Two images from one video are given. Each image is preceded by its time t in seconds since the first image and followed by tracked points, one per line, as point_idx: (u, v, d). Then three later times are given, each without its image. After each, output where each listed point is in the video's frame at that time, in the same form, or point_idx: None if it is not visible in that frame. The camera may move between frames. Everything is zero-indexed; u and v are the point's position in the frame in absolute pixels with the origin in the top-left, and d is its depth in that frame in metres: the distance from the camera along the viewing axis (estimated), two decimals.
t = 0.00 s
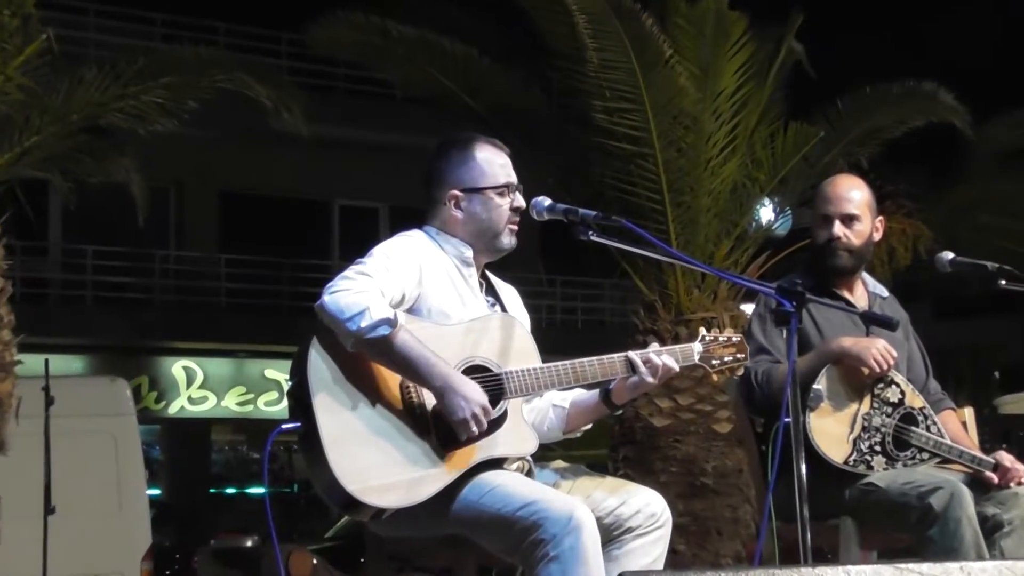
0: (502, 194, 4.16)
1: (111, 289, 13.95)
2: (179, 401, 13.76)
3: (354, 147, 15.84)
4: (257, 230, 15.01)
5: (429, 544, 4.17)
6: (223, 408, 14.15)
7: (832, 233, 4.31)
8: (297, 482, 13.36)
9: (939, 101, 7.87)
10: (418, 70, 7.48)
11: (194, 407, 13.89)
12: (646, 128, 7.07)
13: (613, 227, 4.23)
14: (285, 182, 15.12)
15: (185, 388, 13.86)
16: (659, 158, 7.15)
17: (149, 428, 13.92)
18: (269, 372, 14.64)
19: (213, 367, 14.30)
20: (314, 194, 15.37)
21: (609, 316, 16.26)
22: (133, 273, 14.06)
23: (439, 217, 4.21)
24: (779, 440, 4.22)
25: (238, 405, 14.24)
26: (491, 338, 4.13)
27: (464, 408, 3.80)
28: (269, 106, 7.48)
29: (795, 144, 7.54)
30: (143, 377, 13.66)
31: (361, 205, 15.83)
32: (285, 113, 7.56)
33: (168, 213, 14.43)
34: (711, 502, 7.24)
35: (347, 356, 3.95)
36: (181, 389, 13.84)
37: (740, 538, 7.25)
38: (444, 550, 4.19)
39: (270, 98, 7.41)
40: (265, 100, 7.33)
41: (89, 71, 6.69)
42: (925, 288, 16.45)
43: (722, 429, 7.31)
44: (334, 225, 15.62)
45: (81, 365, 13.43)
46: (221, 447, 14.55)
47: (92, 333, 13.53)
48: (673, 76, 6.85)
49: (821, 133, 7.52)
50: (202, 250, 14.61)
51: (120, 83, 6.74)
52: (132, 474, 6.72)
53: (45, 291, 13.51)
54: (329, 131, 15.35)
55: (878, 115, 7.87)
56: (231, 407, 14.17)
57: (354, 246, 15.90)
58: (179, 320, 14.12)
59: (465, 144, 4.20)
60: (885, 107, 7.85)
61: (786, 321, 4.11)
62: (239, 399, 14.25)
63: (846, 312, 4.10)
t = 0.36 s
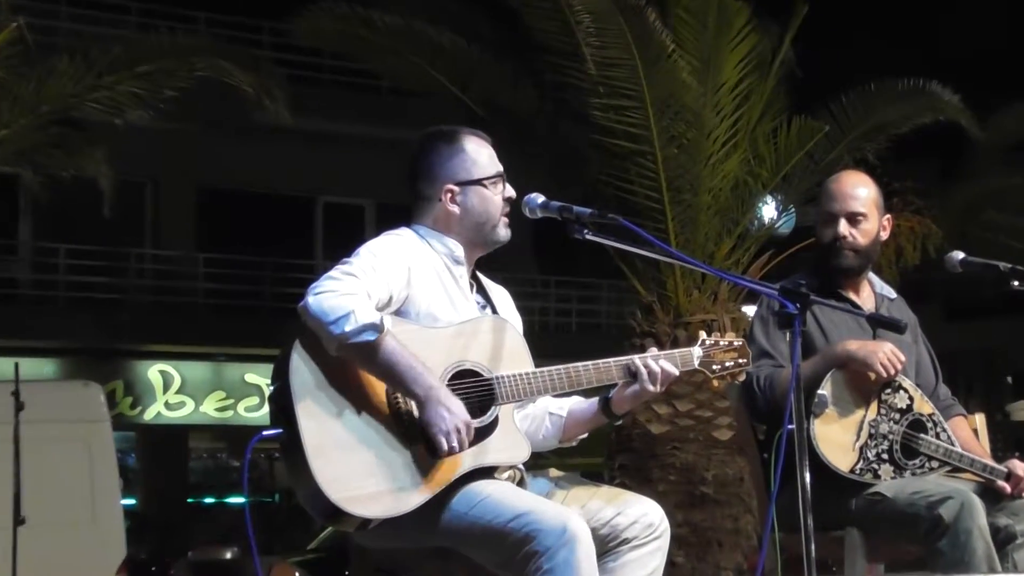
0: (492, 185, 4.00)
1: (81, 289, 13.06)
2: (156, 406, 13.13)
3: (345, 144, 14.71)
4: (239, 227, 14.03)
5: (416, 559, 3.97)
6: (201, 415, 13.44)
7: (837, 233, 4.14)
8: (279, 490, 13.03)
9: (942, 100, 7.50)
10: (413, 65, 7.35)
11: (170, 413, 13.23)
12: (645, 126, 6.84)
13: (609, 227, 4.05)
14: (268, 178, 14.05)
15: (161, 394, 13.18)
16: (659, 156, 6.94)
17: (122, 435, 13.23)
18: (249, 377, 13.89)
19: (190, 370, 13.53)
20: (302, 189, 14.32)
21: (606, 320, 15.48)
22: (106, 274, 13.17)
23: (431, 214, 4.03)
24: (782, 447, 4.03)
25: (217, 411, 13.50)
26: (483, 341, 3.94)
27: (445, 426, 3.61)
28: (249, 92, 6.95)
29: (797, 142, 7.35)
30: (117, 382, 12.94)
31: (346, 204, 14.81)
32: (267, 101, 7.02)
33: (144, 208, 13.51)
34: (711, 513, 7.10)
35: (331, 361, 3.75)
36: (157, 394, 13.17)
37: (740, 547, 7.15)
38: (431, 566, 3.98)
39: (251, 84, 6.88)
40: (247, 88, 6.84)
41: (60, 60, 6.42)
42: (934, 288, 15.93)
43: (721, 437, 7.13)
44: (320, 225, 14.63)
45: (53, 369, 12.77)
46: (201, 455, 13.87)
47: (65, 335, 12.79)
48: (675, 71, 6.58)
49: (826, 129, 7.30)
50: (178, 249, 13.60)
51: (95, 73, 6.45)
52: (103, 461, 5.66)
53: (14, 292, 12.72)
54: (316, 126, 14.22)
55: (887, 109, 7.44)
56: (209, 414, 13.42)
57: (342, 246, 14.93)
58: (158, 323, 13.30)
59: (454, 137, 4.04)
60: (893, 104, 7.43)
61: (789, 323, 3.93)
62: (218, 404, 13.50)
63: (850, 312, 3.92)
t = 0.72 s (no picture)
0: (490, 177, 3.84)
1: (61, 289, 12.29)
2: (139, 411, 11.93)
3: (336, 135, 13.63)
4: (230, 221, 13.05)
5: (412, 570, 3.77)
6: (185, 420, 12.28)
7: (850, 229, 3.97)
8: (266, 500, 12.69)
9: (965, 69, 7.07)
10: (408, 56, 6.92)
11: (154, 418, 12.08)
12: (651, 115, 6.47)
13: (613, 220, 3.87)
14: (251, 171, 12.97)
15: (147, 398, 12.01)
16: (665, 148, 6.55)
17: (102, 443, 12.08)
18: (238, 381, 12.74)
19: (176, 373, 12.38)
20: (283, 183, 13.24)
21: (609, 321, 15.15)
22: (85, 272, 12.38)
23: (427, 209, 3.86)
24: (794, 451, 3.85)
25: (203, 417, 12.38)
26: (481, 340, 3.76)
27: (465, 402, 3.48)
28: (240, 86, 6.67)
29: (811, 131, 6.86)
30: (99, 387, 11.77)
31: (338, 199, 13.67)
32: (258, 94, 6.73)
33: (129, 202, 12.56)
34: (721, 522, 6.59)
35: (323, 361, 3.55)
36: (142, 399, 11.99)
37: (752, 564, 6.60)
38: None
39: (241, 77, 6.60)
40: (236, 81, 6.57)
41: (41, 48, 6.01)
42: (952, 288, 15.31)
43: (731, 443, 6.69)
44: (311, 221, 13.55)
45: (31, 371, 11.65)
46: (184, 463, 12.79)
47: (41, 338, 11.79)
48: (683, 58, 6.24)
49: (841, 121, 6.88)
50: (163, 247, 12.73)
51: (77, 64, 6.07)
52: (86, 473, 4.63)
53: None
54: (304, 117, 13.25)
55: (901, 92, 7.09)
56: (196, 419, 12.31)
57: (333, 242, 13.82)
58: (137, 324, 12.30)
59: (449, 129, 3.88)
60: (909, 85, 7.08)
61: (800, 323, 3.75)
62: (204, 409, 12.38)
63: (865, 312, 3.74)
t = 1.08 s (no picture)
0: (495, 212, 3.61)
1: (44, 290, 11.53)
2: (124, 416, 10.94)
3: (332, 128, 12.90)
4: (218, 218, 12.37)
5: None
6: (172, 426, 11.25)
7: (869, 225, 3.79)
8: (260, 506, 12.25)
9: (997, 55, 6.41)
10: (407, 47, 6.41)
11: (140, 423, 11.06)
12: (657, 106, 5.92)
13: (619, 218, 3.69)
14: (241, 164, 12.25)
15: (132, 403, 11.01)
16: (673, 141, 6.00)
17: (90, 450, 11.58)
18: (228, 384, 11.66)
19: (164, 376, 11.36)
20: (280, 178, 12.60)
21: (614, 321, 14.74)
22: (70, 272, 11.60)
23: (427, 213, 3.68)
24: (809, 459, 3.67)
25: (192, 422, 11.36)
26: (480, 343, 3.59)
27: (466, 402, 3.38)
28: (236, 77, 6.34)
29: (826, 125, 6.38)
30: (81, 391, 10.77)
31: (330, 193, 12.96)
32: (256, 88, 6.24)
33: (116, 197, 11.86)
34: (733, 534, 6.07)
35: (313, 365, 3.39)
36: (127, 403, 10.99)
37: None
38: None
39: (236, 70, 6.12)
40: (230, 74, 6.08)
41: (22, 35, 5.61)
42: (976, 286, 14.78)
43: (744, 450, 6.13)
44: (303, 218, 12.86)
45: (12, 377, 10.73)
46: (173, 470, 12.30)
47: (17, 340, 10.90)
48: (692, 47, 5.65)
49: (860, 111, 6.33)
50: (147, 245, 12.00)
51: (59, 53, 5.63)
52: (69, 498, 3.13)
53: None
54: (298, 109, 12.40)
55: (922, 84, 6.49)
56: (185, 425, 11.28)
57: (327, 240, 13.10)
58: (121, 327, 11.40)
59: (470, 147, 3.64)
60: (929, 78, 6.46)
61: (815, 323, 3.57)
62: (193, 414, 11.36)
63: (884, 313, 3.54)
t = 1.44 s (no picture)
0: (485, 180, 3.49)
1: (19, 290, 11.20)
2: (106, 422, 10.94)
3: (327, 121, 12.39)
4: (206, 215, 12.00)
5: None
6: (158, 430, 11.27)
7: (886, 222, 3.64)
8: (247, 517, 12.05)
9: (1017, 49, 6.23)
10: (401, 33, 6.24)
11: (123, 429, 11.08)
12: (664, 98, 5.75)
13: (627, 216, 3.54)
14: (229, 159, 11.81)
15: (114, 407, 10.99)
16: (681, 133, 5.83)
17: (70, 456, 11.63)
18: (213, 388, 11.57)
19: (149, 380, 11.30)
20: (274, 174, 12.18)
21: (620, 322, 14.44)
22: (48, 271, 11.37)
23: (415, 204, 3.54)
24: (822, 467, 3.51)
25: (177, 427, 11.36)
26: (479, 346, 3.42)
27: (456, 421, 3.13)
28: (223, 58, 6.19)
29: (842, 117, 6.18)
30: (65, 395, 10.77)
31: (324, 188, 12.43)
32: (247, 66, 6.30)
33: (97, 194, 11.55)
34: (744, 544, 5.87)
35: (306, 369, 3.19)
36: (110, 408, 10.98)
37: None
38: None
39: (224, 47, 6.17)
40: (219, 53, 6.11)
41: None
42: (996, 289, 14.39)
43: (755, 456, 5.96)
44: (296, 215, 12.42)
45: None
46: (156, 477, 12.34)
47: None
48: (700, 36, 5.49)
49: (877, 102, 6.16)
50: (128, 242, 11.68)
51: (39, 40, 5.41)
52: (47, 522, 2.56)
53: None
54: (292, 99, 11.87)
55: (948, 79, 6.31)
56: (170, 430, 11.29)
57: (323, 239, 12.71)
58: (103, 327, 11.32)
59: (448, 120, 3.55)
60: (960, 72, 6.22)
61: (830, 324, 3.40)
62: (177, 419, 11.31)
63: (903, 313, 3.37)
